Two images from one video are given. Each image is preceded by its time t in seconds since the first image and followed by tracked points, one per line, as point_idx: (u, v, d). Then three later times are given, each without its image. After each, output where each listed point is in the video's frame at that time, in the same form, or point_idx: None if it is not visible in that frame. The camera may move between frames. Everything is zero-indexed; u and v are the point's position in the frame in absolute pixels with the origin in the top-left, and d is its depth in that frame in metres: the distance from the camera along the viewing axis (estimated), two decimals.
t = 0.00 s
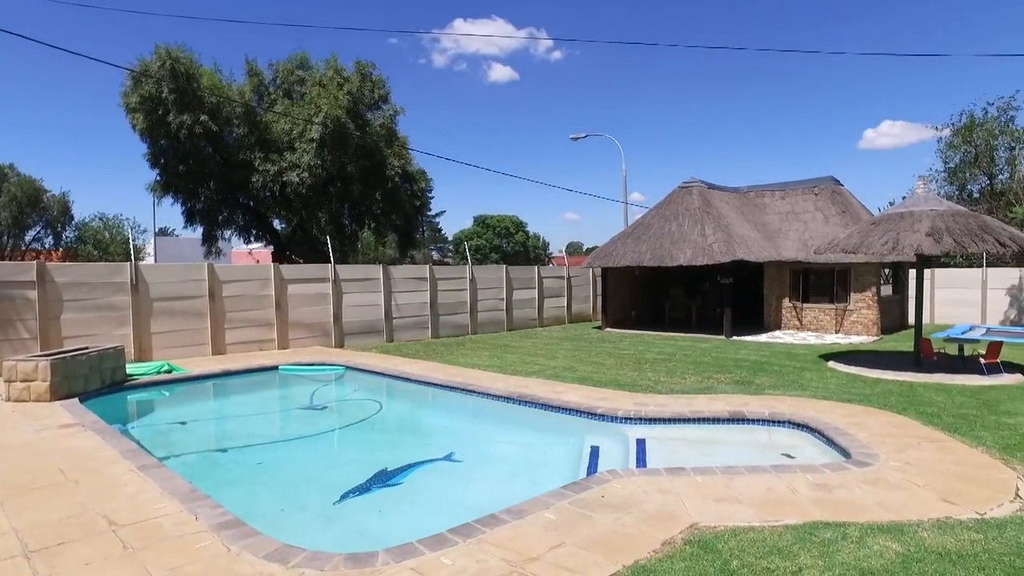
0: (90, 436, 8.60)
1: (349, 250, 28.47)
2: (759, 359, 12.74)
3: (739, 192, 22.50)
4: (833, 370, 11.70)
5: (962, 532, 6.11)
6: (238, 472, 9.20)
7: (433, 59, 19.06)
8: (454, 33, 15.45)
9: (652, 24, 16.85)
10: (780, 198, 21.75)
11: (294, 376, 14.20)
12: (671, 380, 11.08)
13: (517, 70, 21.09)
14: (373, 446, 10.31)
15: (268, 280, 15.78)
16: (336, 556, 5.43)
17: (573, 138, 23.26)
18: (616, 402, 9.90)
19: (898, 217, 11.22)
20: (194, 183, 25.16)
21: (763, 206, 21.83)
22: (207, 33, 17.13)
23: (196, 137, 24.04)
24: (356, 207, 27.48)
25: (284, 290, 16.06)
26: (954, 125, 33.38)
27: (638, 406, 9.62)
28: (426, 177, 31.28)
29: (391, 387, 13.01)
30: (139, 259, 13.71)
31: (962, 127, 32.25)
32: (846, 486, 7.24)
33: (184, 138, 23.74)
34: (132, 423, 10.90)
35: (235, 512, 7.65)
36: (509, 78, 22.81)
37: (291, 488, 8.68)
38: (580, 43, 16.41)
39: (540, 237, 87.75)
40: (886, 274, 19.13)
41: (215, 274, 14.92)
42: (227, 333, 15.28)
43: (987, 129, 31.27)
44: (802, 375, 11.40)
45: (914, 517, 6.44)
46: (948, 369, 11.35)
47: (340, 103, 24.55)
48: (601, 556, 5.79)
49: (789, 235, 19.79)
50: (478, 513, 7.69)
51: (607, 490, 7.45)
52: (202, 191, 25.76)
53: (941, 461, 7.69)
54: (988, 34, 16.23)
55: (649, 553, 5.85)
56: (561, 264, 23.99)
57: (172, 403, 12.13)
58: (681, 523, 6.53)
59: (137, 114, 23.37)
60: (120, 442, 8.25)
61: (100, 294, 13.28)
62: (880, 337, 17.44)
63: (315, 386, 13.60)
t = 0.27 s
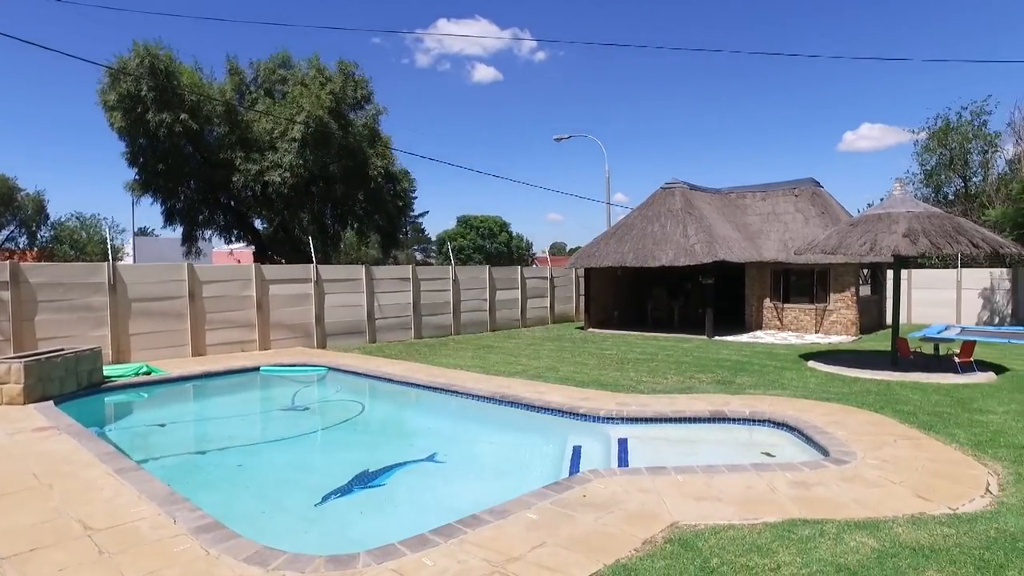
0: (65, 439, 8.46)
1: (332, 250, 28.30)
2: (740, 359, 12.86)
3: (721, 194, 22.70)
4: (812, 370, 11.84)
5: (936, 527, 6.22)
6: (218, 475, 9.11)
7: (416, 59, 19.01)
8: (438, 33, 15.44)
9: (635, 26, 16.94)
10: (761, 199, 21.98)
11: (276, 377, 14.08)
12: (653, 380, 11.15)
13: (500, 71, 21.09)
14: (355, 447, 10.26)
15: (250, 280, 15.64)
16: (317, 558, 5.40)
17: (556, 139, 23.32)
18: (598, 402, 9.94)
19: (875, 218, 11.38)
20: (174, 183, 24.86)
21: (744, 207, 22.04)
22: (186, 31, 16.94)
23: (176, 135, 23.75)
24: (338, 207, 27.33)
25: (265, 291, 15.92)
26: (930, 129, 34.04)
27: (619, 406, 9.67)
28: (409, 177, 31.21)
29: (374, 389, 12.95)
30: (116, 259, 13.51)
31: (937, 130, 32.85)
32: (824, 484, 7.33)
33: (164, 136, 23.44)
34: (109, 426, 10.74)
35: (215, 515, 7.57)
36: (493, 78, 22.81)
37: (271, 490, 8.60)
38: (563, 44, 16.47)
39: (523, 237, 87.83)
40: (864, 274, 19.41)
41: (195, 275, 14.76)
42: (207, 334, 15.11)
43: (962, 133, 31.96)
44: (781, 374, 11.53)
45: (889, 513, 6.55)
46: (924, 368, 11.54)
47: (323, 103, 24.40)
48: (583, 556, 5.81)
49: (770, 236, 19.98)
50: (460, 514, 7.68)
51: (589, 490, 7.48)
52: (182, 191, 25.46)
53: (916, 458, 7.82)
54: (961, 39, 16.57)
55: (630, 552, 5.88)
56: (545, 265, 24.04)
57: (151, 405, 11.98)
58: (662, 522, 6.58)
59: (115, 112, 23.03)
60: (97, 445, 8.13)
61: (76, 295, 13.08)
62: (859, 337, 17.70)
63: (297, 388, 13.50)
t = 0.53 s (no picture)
0: (37, 443, 8.30)
1: (313, 250, 28.10)
2: (720, 358, 12.98)
3: (701, 194, 22.89)
4: (791, 369, 11.99)
5: (909, 523, 6.33)
6: (195, 477, 8.99)
7: (398, 58, 18.95)
8: (420, 34, 15.41)
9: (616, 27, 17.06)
10: (741, 200, 22.21)
11: (256, 378, 13.94)
12: (634, 380, 11.21)
13: (483, 71, 21.09)
14: (336, 449, 10.19)
15: (229, 280, 15.47)
16: (296, 561, 5.35)
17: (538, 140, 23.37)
18: (579, 402, 9.97)
19: (852, 219, 11.54)
20: (151, 181, 24.51)
21: (724, 208, 22.26)
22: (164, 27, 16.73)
23: (153, 133, 23.41)
24: (319, 206, 27.21)
25: (245, 291, 15.76)
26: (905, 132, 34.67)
27: (601, 406, 9.71)
28: (390, 177, 31.10)
29: (355, 390, 12.87)
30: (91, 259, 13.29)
31: (912, 133, 33.52)
32: (801, 482, 7.43)
33: (141, 134, 23.10)
34: (84, 429, 10.56)
35: (193, 518, 7.47)
36: (475, 78, 22.81)
37: (250, 492, 8.51)
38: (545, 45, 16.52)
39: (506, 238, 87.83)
40: (842, 275, 19.71)
41: (174, 275, 14.57)
42: (186, 336, 14.92)
43: (936, 135, 32.65)
44: (760, 374, 11.66)
45: (865, 509, 6.66)
46: (900, 366, 11.73)
47: (303, 101, 24.20)
48: (563, 555, 5.83)
49: (750, 236, 20.19)
50: (441, 514, 7.67)
51: (570, 490, 7.50)
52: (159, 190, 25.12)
53: (892, 455, 7.95)
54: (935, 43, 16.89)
55: (610, 551, 5.91)
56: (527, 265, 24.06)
57: (127, 407, 11.80)
58: (642, 520, 6.62)
59: (90, 109, 22.62)
60: (71, 448, 7.99)
61: (50, 296, 12.84)
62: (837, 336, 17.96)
63: (277, 389, 13.38)
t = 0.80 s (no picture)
0: (11, 447, 8.15)
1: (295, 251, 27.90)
2: (702, 358, 13.08)
3: (684, 195, 23.05)
4: (772, 368, 12.11)
5: (885, 519, 6.44)
6: (175, 480, 8.89)
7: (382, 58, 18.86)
8: (403, 34, 15.36)
9: (600, 29, 17.13)
10: (723, 201, 22.40)
11: (237, 379, 13.80)
12: (617, 380, 11.26)
13: (467, 71, 21.06)
14: (319, 450, 10.12)
15: (210, 281, 15.30)
16: (278, 563, 5.31)
17: (522, 140, 23.36)
18: (563, 402, 9.99)
19: (832, 220, 11.68)
20: (130, 181, 24.17)
21: (707, 209, 22.45)
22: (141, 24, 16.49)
23: (132, 132, 23.08)
24: (301, 207, 26.99)
25: (226, 292, 15.60)
26: (884, 134, 35.18)
27: (584, 406, 9.74)
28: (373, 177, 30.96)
29: (338, 390, 12.79)
30: (68, 260, 13.08)
31: (890, 135, 34.01)
32: (781, 480, 7.51)
33: (119, 133, 22.77)
34: (60, 432, 10.39)
35: (172, 522, 7.38)
36: (459, 78, 22.75)
37: (232, 495, 8.43)
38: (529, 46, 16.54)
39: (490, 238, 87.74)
40: (822, 275, 19.97)
41: (153, 276, 14.39)
42: (165, 337, 14.74)
43: (913, 138, 33.18)
44: (741, 373, 11.76)
45: (843, 506, 6.75)
46: (878, 365, 11.90)
47: (284, 101, 23.92)
48: (546, 555, 5.84)
49: (732, 237, 20.37)
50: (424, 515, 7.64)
51: (553, 490, 7.52)
52: (138, 189, 24.78)
53: (870, 453, 8.06)
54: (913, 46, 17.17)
55: (593, 551, 5.93)
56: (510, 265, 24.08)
57: (105, 409, 11.63)
58: (625, 520, 6.65)
59: (66, 107, 22.23)
60: (46, 452, 7.85)
61: (25, 296, 12.60)
62: (818, 336, 18.20)
63: (258, 390, 13.26)
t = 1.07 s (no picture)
0: None
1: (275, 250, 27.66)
2: (683, 358, 13.17)
3: (666, 196, 23.20)
4: (752, 368, 12.23)
5: (862, 516, 6.54)
6: (153, 483, 8.76)
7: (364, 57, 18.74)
8: (385, 34, 15.30)
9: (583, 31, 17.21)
10: (704, 202, 22.59)
11: (217, 381, 13.64)
12: (598, 380, 11.31)
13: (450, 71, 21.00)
14: (299, 451, 10.03)
15: (188, 281, 15.10)
16: (258, 566, 5.26)
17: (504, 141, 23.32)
18: (545, 403, 10.01)
19: (811, 221, 11.79)
20: (106, 179, 23.77)
21: (688, 210, 22.63)
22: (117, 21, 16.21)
23: (108, 129, 22.69)
24: (282, 206, 26.75)
25: (205, 292, 15.41)
26: (861, 137, 35.68)
27: (566, 406, 9.76)
28: (355, 176, 30.83)
29: (319, 391, 12.69)
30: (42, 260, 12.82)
31: (868, 138, 34.50)
32: (761, 478, 7.59)
33: (94, 130, 22.36)
34: (33, 436, 10.19)
35: (149, 525, 7.27)
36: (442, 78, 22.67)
37: (210, 497, 8.32)
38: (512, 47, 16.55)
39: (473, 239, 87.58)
40: (801, 275, 20.24)
41: (130, 276, 14.17)
42: (143, 338, 14.52)
43: (889, 141, 33.71)
44: (721, 373, 11.86)
45: (821, 503, 6.84)
46: (855, 365, 12.07)
47: (265, 99, 23.67)
48: (528, 555, 5.84)
49: (713, 238, 20.54)
50: (406, 516, 7.61)
51: (535, 489, 7.53)
52: (115, 188, 24.38)
53: (847, 451, 8.18)
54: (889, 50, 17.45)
55: (574, 550, 5.95)
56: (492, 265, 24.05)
57: (81, 412, 11.43)
58: (606, 519, 6.68)
59: (39, 104, 21.76)
60: (18, 457, 7.68)
61: None
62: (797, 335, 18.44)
63: (238, 391, 13.12)
